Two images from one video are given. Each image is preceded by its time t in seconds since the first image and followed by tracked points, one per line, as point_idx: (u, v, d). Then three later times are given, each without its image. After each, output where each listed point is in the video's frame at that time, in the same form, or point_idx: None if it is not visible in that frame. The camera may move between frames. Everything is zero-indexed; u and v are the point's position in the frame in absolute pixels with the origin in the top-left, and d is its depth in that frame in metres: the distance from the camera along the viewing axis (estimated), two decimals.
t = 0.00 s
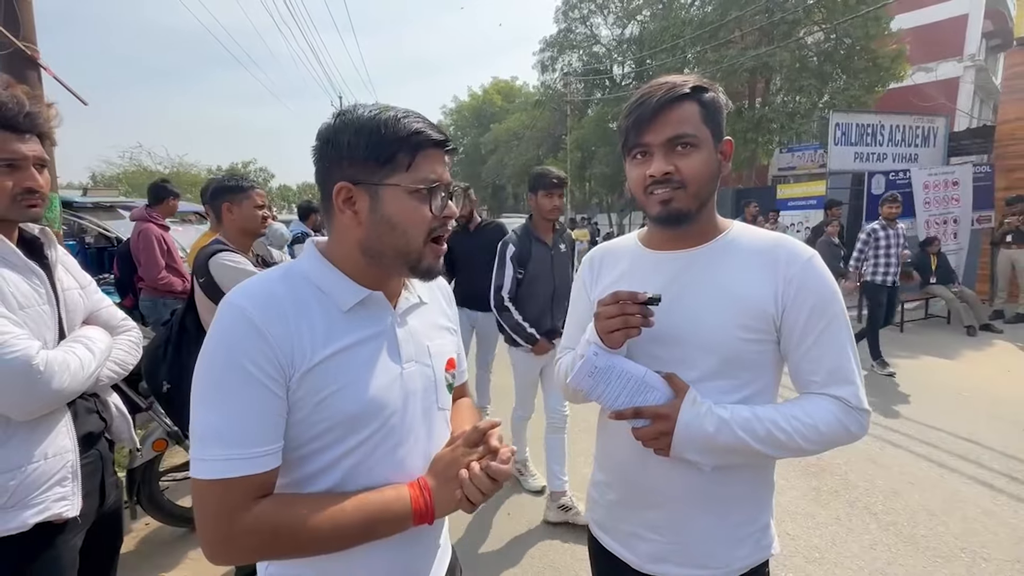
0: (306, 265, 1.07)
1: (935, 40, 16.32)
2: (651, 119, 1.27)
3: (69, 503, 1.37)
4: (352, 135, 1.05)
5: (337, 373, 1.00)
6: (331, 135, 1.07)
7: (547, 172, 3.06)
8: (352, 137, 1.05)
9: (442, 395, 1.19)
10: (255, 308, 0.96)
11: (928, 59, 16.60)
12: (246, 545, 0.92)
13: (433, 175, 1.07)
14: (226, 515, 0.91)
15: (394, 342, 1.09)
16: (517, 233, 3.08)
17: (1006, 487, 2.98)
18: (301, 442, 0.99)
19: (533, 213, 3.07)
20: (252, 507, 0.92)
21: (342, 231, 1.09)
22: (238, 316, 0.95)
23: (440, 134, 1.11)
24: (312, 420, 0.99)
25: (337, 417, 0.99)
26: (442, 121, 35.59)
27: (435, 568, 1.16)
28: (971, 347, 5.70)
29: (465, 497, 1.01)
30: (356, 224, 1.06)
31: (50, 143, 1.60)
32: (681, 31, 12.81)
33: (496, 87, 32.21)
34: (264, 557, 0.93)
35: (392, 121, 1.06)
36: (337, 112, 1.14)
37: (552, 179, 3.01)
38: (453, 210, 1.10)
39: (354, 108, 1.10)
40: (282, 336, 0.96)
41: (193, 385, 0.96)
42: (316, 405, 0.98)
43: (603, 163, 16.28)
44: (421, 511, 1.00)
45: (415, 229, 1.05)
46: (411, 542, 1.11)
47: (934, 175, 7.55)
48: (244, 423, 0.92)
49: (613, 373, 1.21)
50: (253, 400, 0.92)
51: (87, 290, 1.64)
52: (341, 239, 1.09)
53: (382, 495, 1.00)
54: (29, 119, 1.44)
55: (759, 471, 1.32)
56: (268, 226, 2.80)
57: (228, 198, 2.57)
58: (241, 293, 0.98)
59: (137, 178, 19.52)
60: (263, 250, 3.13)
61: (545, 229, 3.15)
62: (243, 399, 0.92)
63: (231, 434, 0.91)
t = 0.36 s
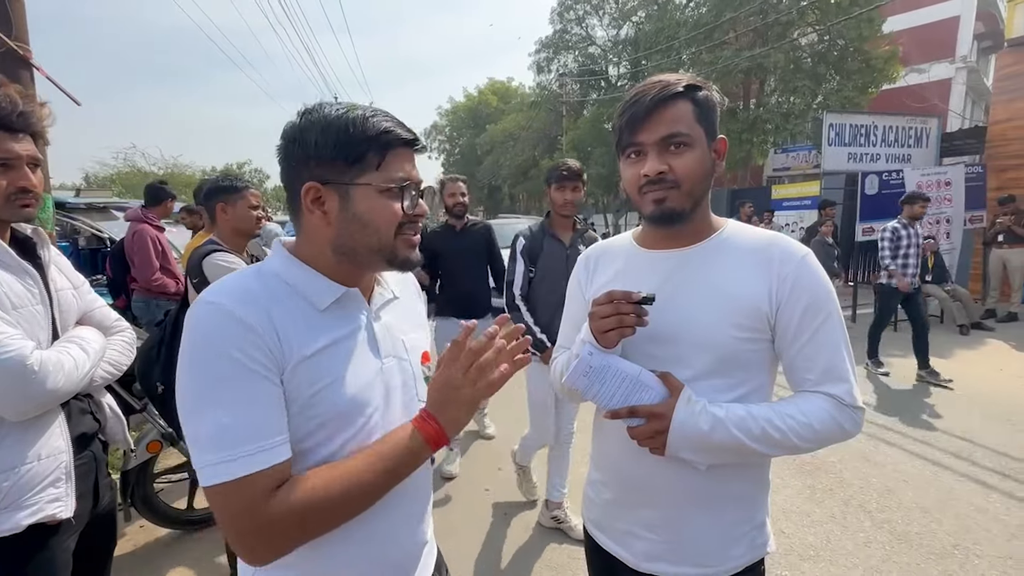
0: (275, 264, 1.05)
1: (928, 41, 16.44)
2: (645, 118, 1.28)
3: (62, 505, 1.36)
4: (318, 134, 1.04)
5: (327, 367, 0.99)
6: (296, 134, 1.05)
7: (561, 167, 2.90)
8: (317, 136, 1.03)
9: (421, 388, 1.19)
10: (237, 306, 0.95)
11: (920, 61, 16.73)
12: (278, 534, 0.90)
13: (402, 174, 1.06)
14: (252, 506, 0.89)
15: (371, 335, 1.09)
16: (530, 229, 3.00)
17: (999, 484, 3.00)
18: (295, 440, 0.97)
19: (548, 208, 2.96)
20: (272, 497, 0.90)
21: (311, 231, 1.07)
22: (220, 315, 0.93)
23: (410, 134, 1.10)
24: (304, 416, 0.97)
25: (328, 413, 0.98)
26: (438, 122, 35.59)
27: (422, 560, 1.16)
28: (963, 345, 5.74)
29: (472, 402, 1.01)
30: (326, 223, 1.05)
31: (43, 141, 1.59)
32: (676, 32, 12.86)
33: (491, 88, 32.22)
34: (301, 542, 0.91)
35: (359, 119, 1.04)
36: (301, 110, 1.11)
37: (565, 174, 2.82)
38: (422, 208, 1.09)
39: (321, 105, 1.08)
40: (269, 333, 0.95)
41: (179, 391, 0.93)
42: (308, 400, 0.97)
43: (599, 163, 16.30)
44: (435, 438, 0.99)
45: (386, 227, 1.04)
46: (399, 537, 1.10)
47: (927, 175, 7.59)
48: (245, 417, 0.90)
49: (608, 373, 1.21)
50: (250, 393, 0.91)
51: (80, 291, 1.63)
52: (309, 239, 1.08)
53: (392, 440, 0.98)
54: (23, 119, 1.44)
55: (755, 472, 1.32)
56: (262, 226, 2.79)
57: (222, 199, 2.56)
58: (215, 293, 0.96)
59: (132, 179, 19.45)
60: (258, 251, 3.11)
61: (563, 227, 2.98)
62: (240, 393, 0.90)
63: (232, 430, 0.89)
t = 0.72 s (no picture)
0: (220, 277, 1.02)
1: (918, 43, 16.55)
2: (628, 121, 1.27)
3: (40, 514, 1.34)
4: (253, 134, 1.01)
5: (289, 377, 0.97)
6: (230, 137, 1.02)
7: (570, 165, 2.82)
8: (253, 136, 1.00)
9: (381, 385, 1.18)
10: (184, 324, 0.91)
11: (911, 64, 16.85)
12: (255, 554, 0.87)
13: (345, 171, 1.05)
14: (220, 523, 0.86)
15: (328, 340, 1.07)
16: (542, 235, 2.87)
17: (987, 484, 3.01)
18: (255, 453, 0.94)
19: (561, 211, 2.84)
20: (243, 516, 0.87)
21: (252, 234, 1.04)
22: (166, 336, 0.90)
23: (349, 131, 1.09)
24: (268, 429, 0.95)
25: (291, 424, 0.96)
26: (432, 123, 35.59)
27: (397, 560, 1.15)
28: (953, 345, 5.76)
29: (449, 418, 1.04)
30: (268, 225, 1.02)
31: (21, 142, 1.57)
32: (669, 34, 12.90)
33: (485, 89, 32.21)
34: (278, 562, 0.89)
35: (295, 118, 1.03)
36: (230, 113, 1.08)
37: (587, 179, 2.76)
38: (367, 205, 1.09)
39: (251, 107, 1.05)
40: (224, 348, 0.93)
41: (126, 418, 0.89)
42: (269, 413, 0.95)
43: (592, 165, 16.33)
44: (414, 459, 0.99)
45: (333, 223, 1.02)
46: (376, 536, 1.09)
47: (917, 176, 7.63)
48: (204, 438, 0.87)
49: (593, 379, 1.21)
50: (207, 412, 0.88)
51: (60, 296, 1.61)
52: (251, 244, 1.04)
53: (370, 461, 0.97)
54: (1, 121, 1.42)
55: (742, 478, 1.31)
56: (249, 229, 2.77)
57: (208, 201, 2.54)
58: (156, 313, 0.93)
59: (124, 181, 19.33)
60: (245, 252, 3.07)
61: (578, 232, 2.84)
62: (197, 413, 0.88)
63: (192, 453, 0.86)
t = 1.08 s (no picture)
0: (209, 274, 1.00)
1: (910, 45, 16.66)
2: (620, 117, 1.27)
3: (26, 516, 1.32)
4: (227, 131, 0.99)
5: (271, 380, 0.96)
6: (207, 136, 1.01)
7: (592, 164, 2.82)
8: (227, 134, 0.99)
9: (369, 387, 1.17)
10: (166, 324, 0.90)
11: (903, 66, 16.98)
12: (208, 567, 0.86)
13: (324, 163, 1.04)
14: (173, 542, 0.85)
15: (316, 340, 1.06)
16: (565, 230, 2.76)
17: (979, 482, 3.02)
18: (233, 458, 0.93)
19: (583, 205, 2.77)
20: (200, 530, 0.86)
21: (237, 233, 1.03)
22: (145, 337, 0.88)
23: (326, 122, 1.08)
24: (247, 433, 0.93)
25: (273, 428, 0.95)
26: (427, 124, 35.57)
27: (381, 561, 1.14)
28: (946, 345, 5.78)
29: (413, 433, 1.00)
30: (251, 223, 1.01)
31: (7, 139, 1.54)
32: (664, 36, 12.94)
33: (480, 90, 32.23)
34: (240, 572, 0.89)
35: (272, 112, 1.02)
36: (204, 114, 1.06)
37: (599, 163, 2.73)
38: (352, 195, 1.07)
39: (226, 104, 1.04)
40: (205, 351, 0.91)
41: (100, 415, 0.88)
42: (249, 417, 0.93)
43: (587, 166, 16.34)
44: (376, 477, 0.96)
45: (316, 218, 1.01)
46: (359, 538, 1.08)
47: (909, 177, 7.68)
48: (174, 447, 0.86)
49: (585, 379, 1.20)
50: (182, 419, 0.87)
51: (47, 296, 1.59)
52: (238, 243, 1.03)
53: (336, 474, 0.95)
54: None
55: (736, 478, 1.31)
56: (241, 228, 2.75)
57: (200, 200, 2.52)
58: (140, 311, 0.91)
59: (118, 181, 19.21)
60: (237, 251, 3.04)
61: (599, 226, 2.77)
62: (171, 418, 0.86)
63: (161, 462, 0.85)
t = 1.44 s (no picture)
0: (223, 275, 1.01)
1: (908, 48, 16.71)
2: (618, 121, 1.27)
3: (19, 520, 1.32)
4: (263, 135, 1.00)
5: (279, 382, 0.96)
6: (236, 138, 1.01)
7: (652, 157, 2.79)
8: (262, 137, 0.99)
9: (380, 394, 1.17)
10: (177, 323, 0.90)
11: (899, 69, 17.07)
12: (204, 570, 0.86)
13: (352, 169, 1.05)
14: (174, 543, 0.85)
15: (327, 345, 1.06)
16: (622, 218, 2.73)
17: (973, 484, 3.04)
18: (239, 458, 0.93)
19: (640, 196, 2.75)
20: (203, 531, 0.86)
21: (261, 235, 1.02)
22: (157, 334, 0.88)
23: (356, 130, 1.09)
24: (254, 434, 0.93)
25: (279, 430, 0.95)
26: (425, 126, 35.57)
27: (385, 565, 1.14)
28: (940, 347, 5.81)
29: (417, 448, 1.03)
30: (279, 226, 1.01)
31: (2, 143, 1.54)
32: (660, 39, 12.96)
33: (478, 92, 32.26)
34: None
35: (307, 119, 1.02)
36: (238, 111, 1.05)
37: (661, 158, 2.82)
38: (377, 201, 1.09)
39: (259, 107, 1.04)
40: (214, 350, 0.91)
41: (110, 410, 0.89)
42: (256, 419, 0.93)
43: (584, 168, 16.35)
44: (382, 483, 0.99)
45: (344, 223, 1.02)
46: (361, 546, 1.07)
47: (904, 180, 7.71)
48: (182, 446, 0.86)
49: (582, 383, 1.21)
50: (187, 420, 0.87)
51: (41, 299, 1.59)
52: (260, 245, 1.03)
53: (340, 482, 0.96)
54: None
55: (733, 482, 1.31)
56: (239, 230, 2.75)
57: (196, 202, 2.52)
58: (154, 311, 0.92)
59: (114, 183, 19.10)
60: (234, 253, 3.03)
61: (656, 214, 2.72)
62: (178, 418, 0.86)
63: (165, 461, 0.85)
